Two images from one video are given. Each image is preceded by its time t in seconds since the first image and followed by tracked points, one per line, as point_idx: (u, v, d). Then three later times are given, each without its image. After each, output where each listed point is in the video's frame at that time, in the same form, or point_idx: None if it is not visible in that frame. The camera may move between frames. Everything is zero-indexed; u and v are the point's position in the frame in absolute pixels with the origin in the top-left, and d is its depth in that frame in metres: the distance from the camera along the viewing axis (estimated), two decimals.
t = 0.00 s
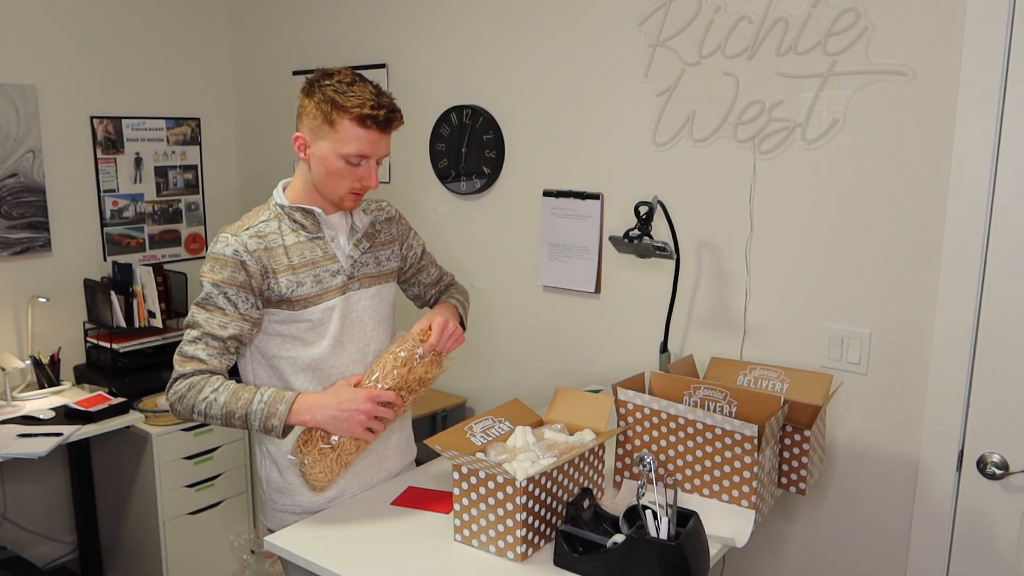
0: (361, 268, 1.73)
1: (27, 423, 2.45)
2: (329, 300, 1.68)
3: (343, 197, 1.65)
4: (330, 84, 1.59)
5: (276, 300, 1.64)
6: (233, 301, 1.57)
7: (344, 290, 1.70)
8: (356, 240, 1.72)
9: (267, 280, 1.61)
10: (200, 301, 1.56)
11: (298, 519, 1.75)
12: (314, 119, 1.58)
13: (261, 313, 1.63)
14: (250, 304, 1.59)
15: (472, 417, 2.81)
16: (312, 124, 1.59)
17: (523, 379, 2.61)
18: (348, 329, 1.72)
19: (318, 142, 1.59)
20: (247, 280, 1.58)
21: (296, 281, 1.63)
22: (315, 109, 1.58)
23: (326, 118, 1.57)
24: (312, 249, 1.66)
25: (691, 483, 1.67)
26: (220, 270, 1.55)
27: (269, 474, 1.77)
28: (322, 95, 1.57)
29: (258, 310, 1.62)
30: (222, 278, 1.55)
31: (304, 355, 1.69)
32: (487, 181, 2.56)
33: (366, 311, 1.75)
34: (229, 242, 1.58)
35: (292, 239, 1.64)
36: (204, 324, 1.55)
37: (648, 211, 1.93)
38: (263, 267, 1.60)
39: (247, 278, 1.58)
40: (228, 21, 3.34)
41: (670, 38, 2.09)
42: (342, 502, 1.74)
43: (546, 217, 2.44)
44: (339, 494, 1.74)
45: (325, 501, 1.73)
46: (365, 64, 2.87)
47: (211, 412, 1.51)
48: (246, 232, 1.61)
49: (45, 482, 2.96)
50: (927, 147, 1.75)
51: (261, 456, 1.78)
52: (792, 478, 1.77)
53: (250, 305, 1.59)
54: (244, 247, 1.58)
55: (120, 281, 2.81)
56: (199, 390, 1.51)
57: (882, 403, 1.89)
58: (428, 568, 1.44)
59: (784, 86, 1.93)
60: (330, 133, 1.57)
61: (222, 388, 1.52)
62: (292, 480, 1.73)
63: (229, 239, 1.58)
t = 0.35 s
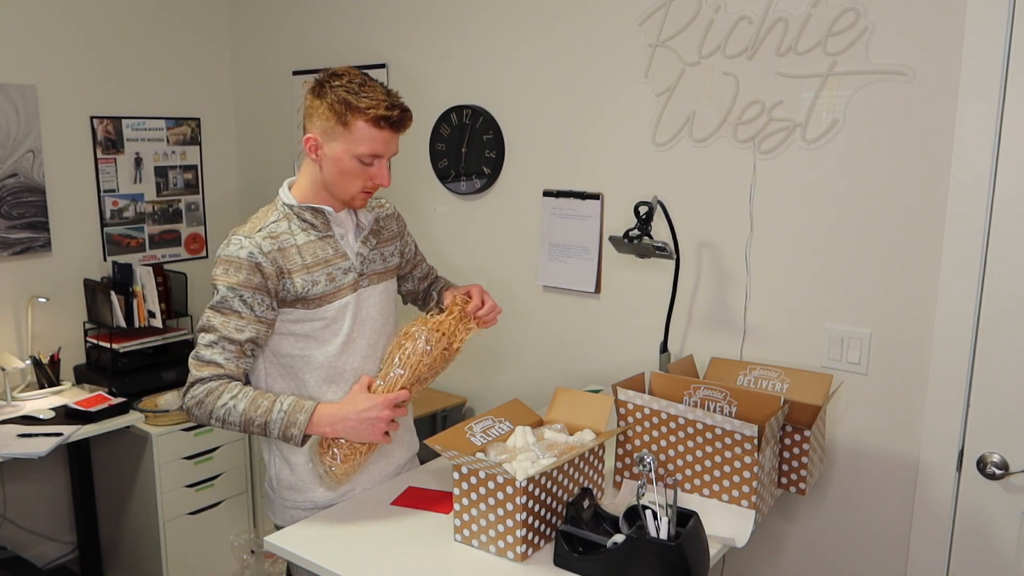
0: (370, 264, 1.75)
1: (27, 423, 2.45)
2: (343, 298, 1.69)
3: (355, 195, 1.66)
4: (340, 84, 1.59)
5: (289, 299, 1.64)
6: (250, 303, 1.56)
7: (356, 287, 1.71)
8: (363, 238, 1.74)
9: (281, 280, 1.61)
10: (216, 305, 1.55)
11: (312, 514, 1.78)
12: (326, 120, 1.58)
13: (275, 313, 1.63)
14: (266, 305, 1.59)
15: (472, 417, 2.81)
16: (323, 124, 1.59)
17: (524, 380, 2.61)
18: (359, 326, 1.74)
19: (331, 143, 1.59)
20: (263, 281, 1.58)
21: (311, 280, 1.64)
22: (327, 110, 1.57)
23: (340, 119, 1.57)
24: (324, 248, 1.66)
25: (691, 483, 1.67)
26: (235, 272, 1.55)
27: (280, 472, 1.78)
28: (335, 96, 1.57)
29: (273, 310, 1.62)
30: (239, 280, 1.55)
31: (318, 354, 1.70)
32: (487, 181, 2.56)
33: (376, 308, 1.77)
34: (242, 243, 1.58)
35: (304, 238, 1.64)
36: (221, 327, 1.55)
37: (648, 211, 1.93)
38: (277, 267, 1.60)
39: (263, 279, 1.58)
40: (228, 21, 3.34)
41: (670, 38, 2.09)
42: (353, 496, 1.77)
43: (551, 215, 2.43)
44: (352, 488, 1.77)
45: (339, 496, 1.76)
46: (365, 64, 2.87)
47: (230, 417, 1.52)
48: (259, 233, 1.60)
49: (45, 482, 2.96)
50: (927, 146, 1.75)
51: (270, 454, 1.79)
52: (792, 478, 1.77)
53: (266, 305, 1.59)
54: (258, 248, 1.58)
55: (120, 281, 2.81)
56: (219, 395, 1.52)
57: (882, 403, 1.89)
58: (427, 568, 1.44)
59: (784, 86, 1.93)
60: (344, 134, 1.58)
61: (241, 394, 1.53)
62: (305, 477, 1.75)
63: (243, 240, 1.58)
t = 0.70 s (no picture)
0: (398, 258, 1.80)
1: (27, 423, 2.45)
2: (372, 291, 1.75)
3: (383, 193, 1.69)
4: (371, 85, 1.62)
5: (320, 292, 1.70)
6: (284, 296, 1.61)
7: (384, 281, 1.77)
8: (392, 232, 1.79)
9: (313, 274, 1.66)
10: (253, 298, 1.60)
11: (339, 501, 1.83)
12: (357, 120, 1.62)
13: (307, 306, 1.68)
14: (300, 298, 1.64)
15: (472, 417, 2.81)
16: (354, 125, 1.62)
17: (523, 380, 2.61)
18: (387, 317, 1.80)
19: (362, 143, 1.63)
20: (296, 275, 1.63)
21: (342, 274, 1.69)
22: (359, 111, 1.61)
23: (371, 120, 1.60)
24: (354, 243, 1.71)
25: (691, 483, 1.67)
26: (271, 266, 1.60)
27: (311, 459, 1.83)
28: (365, 97, 1.61)
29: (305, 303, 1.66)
30: (274, 274, 1.59)
31: (348, 345, 1.76)
32: (487, 180, 2.56)
33: (403, 300, 1.83)
34: (276, 238, 1.62)
35: (335, 233, 1.69)
36: (259, 319, 1.60)
37: (648, 211, 1.93)
38: (310, 261, 1.65)
39: (296, 273, 1.63)
40: (228, 21, 3.34)
41: (670, 38, 2.09)
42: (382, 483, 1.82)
43: (571, 212, 2.37)
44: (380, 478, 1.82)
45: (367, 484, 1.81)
46: (365, 64, 2.87)
47: (275, 403, 1.58)
48: (291, 229, 1.65)
49: (45, 482, 2.96)
50: (927, 145, 1.75)
51: (301, 441, 1.84)
52: (792, 478, 1.77)
53: (299, 298, 1.64)
54: (291, 243, 1.62)
55: (120, 281, 2.81)
56: (262, 384, 1.58)
57: (882, 403, 1.89)
58: (427, 568, 1.44)
59: (784, 86, 1.93)
60: (375, 134, 1.61)
61: (285, 379, 1.59)
62: (335, 465, 1.80)
63: (277, 236, 1.62)
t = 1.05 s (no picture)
0: (427, 254, 1.81)
1: (27, 423, 2.45)
2: (397, 284, 1.77)
3: (416, 190, 1.71)
4: (409, 85, 1.64)
5: (346, 282, 1.74)
6: (308, 284, 1.65)
7: (411, 275, 1.79)
8: (421, 227, 1.80)
9: (339, 264, 1.70)
10: (279, 282, 1.64)
11: (362, 486, 1.91)
12: (394, 119, 1.64)
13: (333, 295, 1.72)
14: (323, 287, 1.67)
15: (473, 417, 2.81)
16: (391, 123, 1.64)
17: (524, 380, 2.61)
18: (411, 311, 1.82)
19: (397, 141, 1.65)
20: (322, 265, 1.67)
21: (367, 266, 1.72)
22: (396, 110, 1.63)
23: (407, 120, 1.62)
24: (382, 236, 1.73)
25: (691, 483, 1.67)
26: (297, 254, 1.64)
27: (338, 444, 1.92)
28: (403, 97, 1.62)
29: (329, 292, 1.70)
30: (300, 261, 1.63)
31: (372, 335, 1.79)
32: (487, 180, 2.57)
33: (430, 295, 1.84)
34: (305, 228, 1.66)
35: (363, 226, 1.72)
36: (282, 303, 1.63)
37: (648, 211, 1.93)
38: (336, 252, 1.68)
39: (321, 262, 1.66)
40: (228, 21, 3.34)
41: (670, 38, 2.09)
42: (403, 472, 1.89)
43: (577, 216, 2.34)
44: (399, 466, 1.88)
45: (387, 471, 1.88)
46: (365, 64, 2.87)
47: (293, 386, 1.60)
48: (321, 221, 1.69)
49: (45, 483, 2.96)
50: (927, 145, 1.75)
51: (330, 427, 1.94)
52: (792, 478, 1.77)
53: (323, 287, 1.68)
54: (319, 233, 1.66)
55: (120, 281, 2.81)
56: (283, 366, 1.60)
57: (882, 403, 1.89)
58: (427, 568, 1.44)
59: (784, 86, 1.93)
60: (410, 134, 1.63)
61: (304, 365, 1.62)
62: (357, 451, 1.88)
63: (306, 226, 1.67)
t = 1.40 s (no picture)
0: (448, 254, 1.81)
1: (27, 423, 2.45)
2: (416, 284, 1.77)
3: (440, 191, 1.72)
4: (434, 89, 1.63)
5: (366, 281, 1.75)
6: (325, 281, 1.67)
7: (430, 276, 1.79)
8: (444, 227, 1.80)
9: (359, 263, 1.71)
10: (298, 277, 1.68)
11: (378, 477, 1.95)
12: (419, 122, 1.64)
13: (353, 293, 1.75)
14: (341, 285, 1.70)
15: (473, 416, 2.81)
16: (417, 125, 1.65)
17: (524, 380, 2.61)
18: (430, 310, 1.82)
19: (422, 143, 1.65)
20: (341, 264, 1.69)
21: (387, 265, 1.73)
22: (421, 113, 1.63)
23: (432, 123, 1.63)
24: (403, 236, 1.74)
25: (691, 483, 1.67)
26: (318, 252, 1.67)
27: (355, 436, 1.97)
28: (428, 100, 1.62)
29: (348, 290, 1.72)
30: (319, 259, 1.66)
31: (390, 333, 1.80)
32: (487, 180, 2.57)
33: (450, 295, 1.84)
34: (327, 227, 1.69)
35: (385, 227, 1.73)
36: (299, 297, 1.67)
37: (648, 211, 1.93)
38: (356, 251, 1.70)
39: (340, 260, 1.68)
40: (227, 20, 3.34)
41: (670, 38, 2.09)
42: (416, 466, 1.92)
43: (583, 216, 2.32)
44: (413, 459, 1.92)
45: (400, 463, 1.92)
46: (365, 64, 2.87)
47: (301, 377, 1.63)
48: (343, 220, 1.71)
49: (45, 483, 2.96)
50: (926, 145, 1.75)
51: (349, 419, 1.99)
52: (792, 478, 1.77)
53: (341, 285, 1.71)
54: (339, 232, 1.69)
55: (120, 281, 2.81)
56: (294, 357, 1.63)
57: (882, 403, 1.89)
58: (428, 568, 1.44)
59: (784, 86, 1.93)
60: (434, 136, 1.63)
61: (313, 357, 1.63)
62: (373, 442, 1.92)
63: (328, 225, 1.69)
